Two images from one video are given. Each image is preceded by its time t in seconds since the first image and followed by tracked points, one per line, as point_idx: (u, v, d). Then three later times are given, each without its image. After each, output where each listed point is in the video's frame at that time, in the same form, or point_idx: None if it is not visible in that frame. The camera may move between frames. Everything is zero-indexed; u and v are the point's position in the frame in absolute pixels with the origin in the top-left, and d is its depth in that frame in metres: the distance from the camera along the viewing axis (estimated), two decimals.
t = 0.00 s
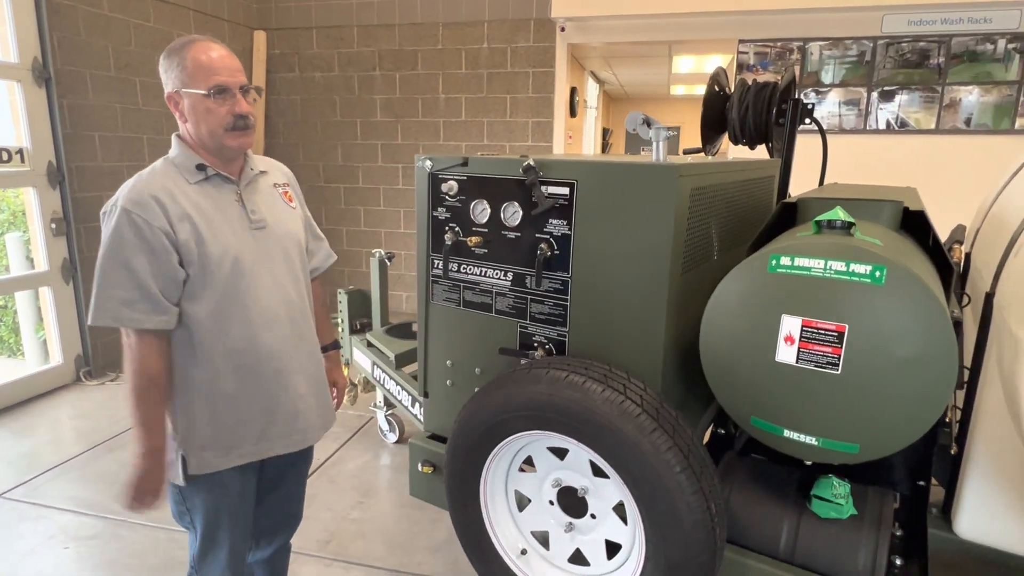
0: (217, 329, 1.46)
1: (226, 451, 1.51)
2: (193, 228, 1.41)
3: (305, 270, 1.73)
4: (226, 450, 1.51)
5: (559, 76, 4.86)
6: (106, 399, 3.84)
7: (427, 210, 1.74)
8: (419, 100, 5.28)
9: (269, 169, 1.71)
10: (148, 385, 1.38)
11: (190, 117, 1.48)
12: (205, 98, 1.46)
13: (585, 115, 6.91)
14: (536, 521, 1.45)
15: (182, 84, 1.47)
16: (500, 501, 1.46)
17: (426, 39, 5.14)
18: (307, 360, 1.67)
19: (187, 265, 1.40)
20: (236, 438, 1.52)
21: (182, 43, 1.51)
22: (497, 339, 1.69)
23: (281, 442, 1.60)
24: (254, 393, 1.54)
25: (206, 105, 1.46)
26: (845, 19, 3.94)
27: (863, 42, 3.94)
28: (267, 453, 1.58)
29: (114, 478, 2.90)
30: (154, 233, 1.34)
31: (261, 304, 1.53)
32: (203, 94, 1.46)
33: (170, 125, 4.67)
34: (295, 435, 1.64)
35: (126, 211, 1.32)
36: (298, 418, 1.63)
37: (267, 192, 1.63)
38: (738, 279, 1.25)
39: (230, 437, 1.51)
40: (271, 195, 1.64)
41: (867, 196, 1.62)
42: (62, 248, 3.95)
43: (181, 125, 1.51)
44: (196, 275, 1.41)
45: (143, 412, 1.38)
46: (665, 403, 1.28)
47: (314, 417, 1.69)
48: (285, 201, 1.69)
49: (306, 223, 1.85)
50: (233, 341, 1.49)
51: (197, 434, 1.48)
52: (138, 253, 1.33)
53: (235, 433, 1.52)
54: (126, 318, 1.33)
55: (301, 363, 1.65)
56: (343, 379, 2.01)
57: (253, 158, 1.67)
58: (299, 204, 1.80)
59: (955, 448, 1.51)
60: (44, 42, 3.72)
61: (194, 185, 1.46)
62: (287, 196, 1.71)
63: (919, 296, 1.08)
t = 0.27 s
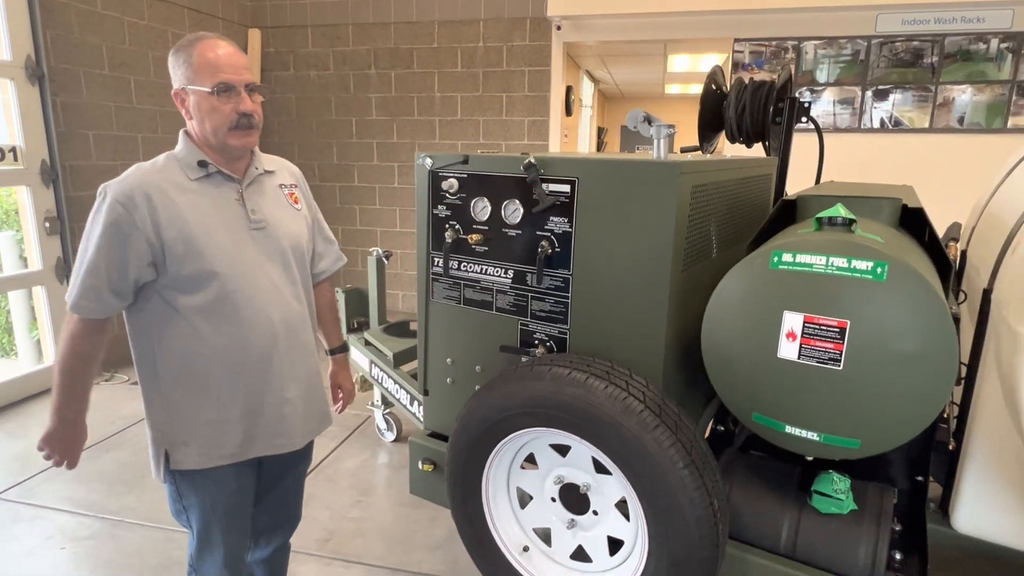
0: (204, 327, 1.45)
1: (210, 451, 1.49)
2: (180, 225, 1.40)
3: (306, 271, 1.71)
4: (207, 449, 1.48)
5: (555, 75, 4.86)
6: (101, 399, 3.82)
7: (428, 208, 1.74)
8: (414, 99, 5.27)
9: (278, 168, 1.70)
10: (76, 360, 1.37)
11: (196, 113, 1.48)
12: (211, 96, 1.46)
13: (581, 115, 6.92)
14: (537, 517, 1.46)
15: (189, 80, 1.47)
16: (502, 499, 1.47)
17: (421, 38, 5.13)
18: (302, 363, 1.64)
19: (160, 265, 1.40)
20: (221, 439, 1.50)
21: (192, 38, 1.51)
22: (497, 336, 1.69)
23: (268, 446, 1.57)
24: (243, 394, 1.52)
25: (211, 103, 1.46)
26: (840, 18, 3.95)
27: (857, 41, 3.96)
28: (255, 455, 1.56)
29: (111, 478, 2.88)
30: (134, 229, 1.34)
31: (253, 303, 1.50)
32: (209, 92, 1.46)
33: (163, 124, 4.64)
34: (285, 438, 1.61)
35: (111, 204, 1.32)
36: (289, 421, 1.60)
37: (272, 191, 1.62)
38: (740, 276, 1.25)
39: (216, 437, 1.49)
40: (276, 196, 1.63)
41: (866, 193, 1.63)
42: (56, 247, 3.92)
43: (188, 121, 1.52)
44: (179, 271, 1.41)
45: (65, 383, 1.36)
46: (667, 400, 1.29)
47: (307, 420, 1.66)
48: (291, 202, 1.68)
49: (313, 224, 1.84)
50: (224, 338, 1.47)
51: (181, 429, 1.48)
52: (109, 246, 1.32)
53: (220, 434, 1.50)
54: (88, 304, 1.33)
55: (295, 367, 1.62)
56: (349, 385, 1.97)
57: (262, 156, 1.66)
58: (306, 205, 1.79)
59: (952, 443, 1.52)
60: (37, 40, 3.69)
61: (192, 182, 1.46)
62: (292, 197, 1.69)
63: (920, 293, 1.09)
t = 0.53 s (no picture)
0: (199, 327, 1.46)
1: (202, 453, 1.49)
2: (181, 226, 1.40)
3: (306, 274, 1.71)
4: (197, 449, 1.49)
5: (553, 76, 4.87)
6: (99, 400, 3.81)
7: (428, 210, 1.75)
8: (413, 100, 5.28)
9: (281, 171, 1.70)
10: (145, 369, 1.35)
11: (199, 115, 1.48)
12: (213, 98, 1.46)
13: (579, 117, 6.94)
14: (539, 517, 1.46)
15: (193, 82, 1.48)
16: (503, 499, 1.47)
17: (419, 40, 5.14)
18: (296, 366, 1.64)
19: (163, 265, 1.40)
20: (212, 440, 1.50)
21: (198, 41, 1.52)
22: (498, 338, 1.70)
23: (259, 448, 1.57)
24: (235, 396, 1.52)
25: (213, 105, 1.46)
26: (837, 20, 3.97)
27: (854, 43, 3.97)
28: (246, 457, 1.56)
29: (109, 480, 2.88)
30: (137, 229, 1.34)
31: (249, 306, 1.50)
32: (211, 93, 1.47)
33: (161, 125, 4.64)
34: (277, 441, 1.61)
35: (116, 203, 1.33)
36: (281, 424, 1.60)
37: (272, 193, 1.63)
38: (741, 277, 1.26)
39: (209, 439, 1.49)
40: (277, 198, 1.63)
41: (864, 195, 1.64)
42: (53, 249, 3.91)
43: (191, 123, 1.52)
44: (178, 272, 1.41)
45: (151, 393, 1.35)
46: (669, 400, 1.29)
47: (300, 423, 1.66)
48: (292, 205, 1.68)
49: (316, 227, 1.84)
50: (220, 339, 1.48)
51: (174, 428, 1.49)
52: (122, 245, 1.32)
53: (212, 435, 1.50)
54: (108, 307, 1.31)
55: (289, 370, 1.62)
56: (354, 396, 1.92)
57: (264, 158, 1.66)
58: (308, 207, 1.79)
59: (950, 443, 1.53)
60: (35, 42, 3.69)
61: (192, 183, 1.46)
62: (294, 200, 1.69)
63: (920, 294, 1.10)
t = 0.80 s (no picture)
0: (208, 329, 1.46)
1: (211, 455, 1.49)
2: (191, 229, 1.41)
3: (311, 276, 1.72)
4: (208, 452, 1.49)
5: (555, 79, 4.87)
6: (102, 403, 3.81)
7: (432, 212, 1.75)
8: (414, 103, 5.29)
9: (284, 173, 1.71)
10: (174, 354, 1.35)
11: (201, 118, 1.49)
12: (216, 101, 1.47)
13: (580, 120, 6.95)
14: (544, 520, 1.47)
15: (196, 86, 1.49)
16: (507, 501, 1.47)
17: (421, 43, 5.15)
18: (304, 367, 1.65)
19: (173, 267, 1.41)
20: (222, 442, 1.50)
21: (201, 46, 1.53)
22: (502, 340, 1.70)
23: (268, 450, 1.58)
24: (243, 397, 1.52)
25: (216, 108, 1.47)
26: (837, 23, 3.98)
27: (854, 46, 3.98)
28: (254, 459, 1.56)
29: (112, 483, 2.88)
30: (147, 232, 1.35)
31: (257, 307, 1.51)
32: (213, 96, 1.47)
33: (164, 128, 4.65)
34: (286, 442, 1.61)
35: (126, 205, 1.34)
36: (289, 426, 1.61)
37: (276, 196, 1.63)
38: (745, 280, 1.26)
39: (219, 440, 1.49)
40: (281, 201, 1.64)
41: (867, 198, 1.64)
42: (56, 251, 3.92)
43: (195, 126, 1.53)
44: (187, 274, 1.42)
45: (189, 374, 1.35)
46: (674, 402, 1.30)
47: (307, 425, 1.67)
48: (296, 207, 1.69)
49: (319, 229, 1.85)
50: (229, 341, 1.49)
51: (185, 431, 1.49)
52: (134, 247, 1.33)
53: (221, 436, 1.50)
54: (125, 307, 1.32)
55: (295, 371, 1.62)
56: (355, 397, 1.88)
57: (267, 161, 1.67)
58: (311, 211, 1.80)
59: (954, 445, 1.53)
60: (39, 46, 3.71)
61: (199, 186, 1.47)
62: (298, 203, 1.70)
63: (924, 296, 1.10)
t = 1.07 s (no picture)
0: (216, 332, 1.46)
1: (220, 458, 1.50)
2: (198, 233, 1.41)
3: (316, 280, 1.73)
4: (216, 455, 1.49)
5: (557, 82, 4.88)
6: (105, 406, 3.82)
7: (435, 216, 1.76)
8: (416, 106, 5.30)
9: (289, 177, 1.72)
10: (144, 376, 1.36)
11: (205, 123, 1.50)
12: (222, 107, 1.48)
13: (582, 123, 6.96)
14: (547, 523, 1.47)
15: (202, 92, 1.50)
16: (510, 504, 1.47)
17: (423, 46, 5.17)
18: (309, 369, 1.65)
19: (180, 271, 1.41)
20: (230, 445, 1.51)
21: (208, 52, 1.54)
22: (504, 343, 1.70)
23: (277, 453, 1.58)
24: (251, 400, 1.53)
25: (222, 114, 1.48)
26: (839, 26, 3.98)
27: (856, 49, 3.98)
28: (263, 462, 1.56)
29: (115, 486, 2.88)
30: (153, 237, 1.35)
31: (264, 310, 1.52)
32: (216, 102, 1.48)
33: (167, 132, 4.66)
34: (294, 444, 1.61)
35: (132, 210, 1.34)
36: (297, 428, 1.61)
37: (282, 200, 1.64)
38: (747, 283, 1.27)
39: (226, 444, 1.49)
40: (286, 205, 1.65)
41: (869, 201, 1.65)
42: (59, 255, 3.94)
43: (201, 131, 1.54)
44: (194, 278, 1.42)
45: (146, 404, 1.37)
46: (676, 405, 1.30)
47: (314, 428, 1.67)
48: (300, 211, 1.69)
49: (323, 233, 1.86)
50: (236, 343, 1.49)
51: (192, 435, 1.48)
52: (138, 252, 1.33)
53: (229, 440, 1.51)
54: (125, 313, 1.32)
55: (302, 374, 1.63)
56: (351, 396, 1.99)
57: (273, 166, 1.68)
58: (315, 214, 1.81)
59: (957, 448, 1.53)
60: (43, 50, 3.73)
61: (205, 190, 1.47)
62: (302, 206, 1.71)
63: (926, 299, 1.11)
